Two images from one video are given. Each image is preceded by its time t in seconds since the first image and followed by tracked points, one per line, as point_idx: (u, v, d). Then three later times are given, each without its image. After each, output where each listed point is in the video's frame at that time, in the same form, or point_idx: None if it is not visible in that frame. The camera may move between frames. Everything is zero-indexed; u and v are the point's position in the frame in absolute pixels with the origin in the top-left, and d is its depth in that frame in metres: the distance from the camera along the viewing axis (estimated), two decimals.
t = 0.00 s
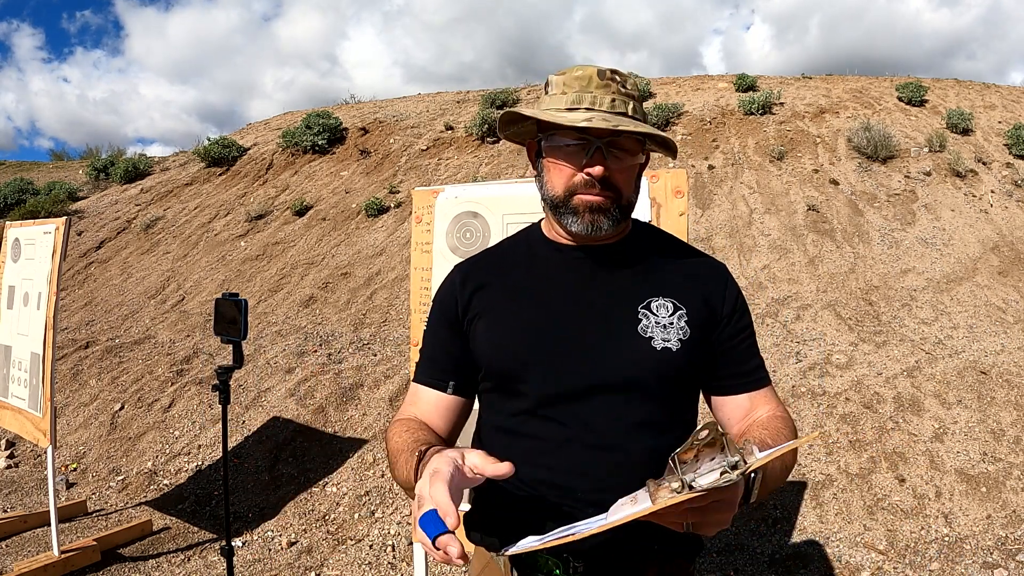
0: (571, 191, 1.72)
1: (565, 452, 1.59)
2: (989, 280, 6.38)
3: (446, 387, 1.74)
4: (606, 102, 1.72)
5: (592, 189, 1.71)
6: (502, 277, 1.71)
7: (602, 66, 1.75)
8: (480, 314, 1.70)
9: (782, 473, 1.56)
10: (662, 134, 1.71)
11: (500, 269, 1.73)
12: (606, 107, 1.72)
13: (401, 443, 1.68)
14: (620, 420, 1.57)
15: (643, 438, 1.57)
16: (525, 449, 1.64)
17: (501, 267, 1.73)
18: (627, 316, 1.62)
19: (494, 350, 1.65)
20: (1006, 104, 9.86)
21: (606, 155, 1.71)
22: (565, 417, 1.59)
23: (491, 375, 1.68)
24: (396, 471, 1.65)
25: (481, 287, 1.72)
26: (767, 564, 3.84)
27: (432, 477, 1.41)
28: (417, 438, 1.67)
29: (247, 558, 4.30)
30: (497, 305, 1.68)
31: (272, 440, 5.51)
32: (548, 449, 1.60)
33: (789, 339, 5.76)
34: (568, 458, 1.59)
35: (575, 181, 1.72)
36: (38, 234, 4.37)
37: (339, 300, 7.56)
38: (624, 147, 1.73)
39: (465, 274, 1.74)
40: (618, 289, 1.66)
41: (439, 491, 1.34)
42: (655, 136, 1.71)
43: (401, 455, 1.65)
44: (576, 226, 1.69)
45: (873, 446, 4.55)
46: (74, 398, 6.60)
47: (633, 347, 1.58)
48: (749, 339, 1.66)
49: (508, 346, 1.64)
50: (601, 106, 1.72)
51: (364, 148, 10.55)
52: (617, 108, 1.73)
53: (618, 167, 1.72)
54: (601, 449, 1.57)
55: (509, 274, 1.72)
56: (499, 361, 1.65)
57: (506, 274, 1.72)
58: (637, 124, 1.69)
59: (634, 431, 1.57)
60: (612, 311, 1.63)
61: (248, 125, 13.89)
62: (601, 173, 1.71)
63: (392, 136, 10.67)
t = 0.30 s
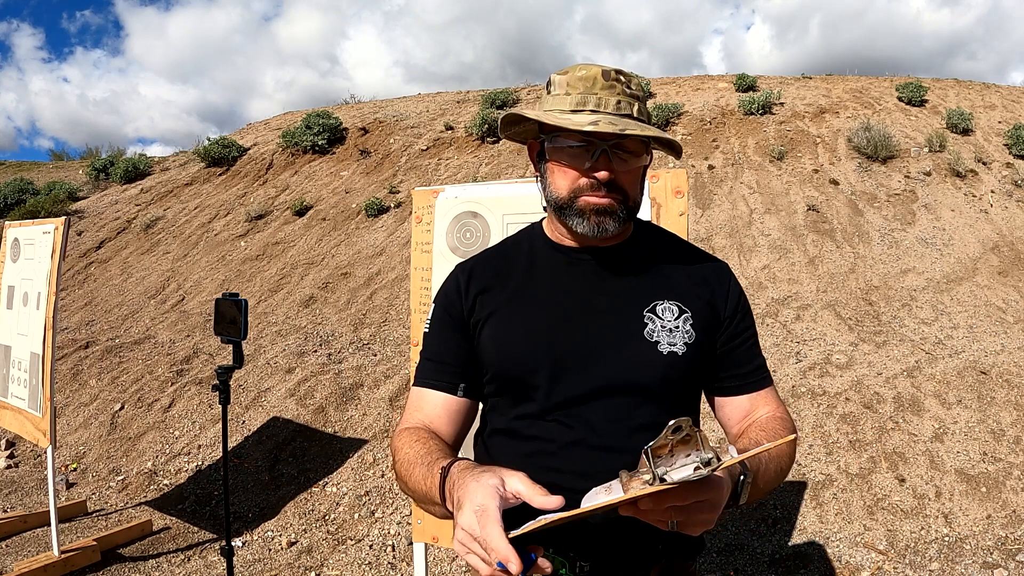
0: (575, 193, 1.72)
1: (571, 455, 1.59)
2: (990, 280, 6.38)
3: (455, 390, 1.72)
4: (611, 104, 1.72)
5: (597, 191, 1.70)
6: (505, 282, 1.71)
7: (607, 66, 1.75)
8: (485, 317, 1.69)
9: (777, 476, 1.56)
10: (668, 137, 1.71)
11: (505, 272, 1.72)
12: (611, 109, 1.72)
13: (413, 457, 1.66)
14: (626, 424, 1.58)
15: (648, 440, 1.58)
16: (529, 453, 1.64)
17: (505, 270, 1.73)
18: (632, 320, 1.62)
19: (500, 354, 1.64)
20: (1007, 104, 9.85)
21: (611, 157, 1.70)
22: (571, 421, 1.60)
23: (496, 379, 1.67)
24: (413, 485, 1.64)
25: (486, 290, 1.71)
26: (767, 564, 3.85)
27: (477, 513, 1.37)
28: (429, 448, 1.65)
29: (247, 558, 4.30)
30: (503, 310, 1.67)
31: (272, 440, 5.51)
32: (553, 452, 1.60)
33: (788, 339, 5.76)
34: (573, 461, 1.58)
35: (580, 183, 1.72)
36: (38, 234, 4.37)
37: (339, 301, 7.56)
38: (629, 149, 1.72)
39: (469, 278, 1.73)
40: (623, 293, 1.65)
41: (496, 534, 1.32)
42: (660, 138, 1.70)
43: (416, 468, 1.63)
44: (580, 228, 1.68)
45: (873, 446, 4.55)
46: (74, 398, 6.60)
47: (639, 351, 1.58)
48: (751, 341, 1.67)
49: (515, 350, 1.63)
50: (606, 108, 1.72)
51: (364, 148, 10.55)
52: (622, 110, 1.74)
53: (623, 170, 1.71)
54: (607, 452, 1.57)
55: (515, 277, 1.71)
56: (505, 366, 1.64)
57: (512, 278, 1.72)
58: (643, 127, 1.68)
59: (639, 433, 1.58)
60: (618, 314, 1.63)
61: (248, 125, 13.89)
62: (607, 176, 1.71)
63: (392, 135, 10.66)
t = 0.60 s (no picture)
0: (571, 193, 1.72)
1: (570, 456, 1.59)
2: (989, 280, 6.38)
3: (455, 392, 1.72)
4: (605, 102, 1.72)
5: (593, 190, 1.70)
6: (504, 283, 1.71)
7: (600, 65, 1.75)
8: (484, 319, 1.69)
9: (775, 477, 1.56)
10: (663, 135, 1.70)
11: (503, 274, 1.72)
12: (605, 107, 1.72)
13: (412, 463, 1.66)
14: (624, 424, 1.58)
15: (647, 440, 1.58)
16: (529, 453, 1.64)
17: (505, 271, 1.73)
18: (631, 320, 1.62)
19: (499, 355, 1.64)
20: (1007, 104, 9.85)
21: (606, 156, 1.70)
22: (571, 421, 1.60)
23: (496, 380, 1.67)
24: (412, 491, 1.64)
25: (485, 292, 1.71)
26: (767, 564, 3.85)
27: (466, 518, 1.39)
28: (429, 453, 1.65)
29: (247, 558, 4.31)
30: (501, 311, 1.67)
31: (272, 440, 5.51)
32: (552, 453, 1.60)
33: (788, 339, 5.76)
34: (573, 462, 1.58)
35: (575, 183, 1.72)
36: (38, 233, 4.37)
37: (338, 301, 7.56)
38: (624, 148, 1.72)
39: (468, 279, 1.73)
40: (622, 293, 1.65)
41: (488, 534, 1.34)
42: (655, 136, 1.70)
43: (416, 475, 1.63)
44: (577, 227, 1.68)
45: (873, 446, 4.55)
46: (74, 398, 6.60)
47: (638, 351, 1.58)
48: (751, 341, 1.66)
49: (513, 351, 1.63)
50: (599, 107, 1.72)
51: (364, 148, 10.55)
52: (616, 108, 1.74)
53: (619, 168, 1.71)
54: (606, 453, 1.57)
55: (514, 279, 1.71)
56: (503, 367, 1.64)
57: (511, 280, 1.71)
58: (638, 125, 1.68)
59: (638, 433, 1.58)
60: (616, 315, 1.63)
61: (248, 125, 13.89)
62: (601, 175, 1.70)
63: (392, 136, 10.66)
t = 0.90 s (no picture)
0: (562, 194, 1.71)
1: (567, 456, 1.59)
2: (989, 280, 6.38)
3: (452, 393, 1.72)
4: (594, 103, 1.72)
5: (583, 191, 1.69)
6: (500, 284, 1.71)
7: (590, 66, 1.75)
8: (479, 320, 1.69)
9: (773, 475, 1.56)
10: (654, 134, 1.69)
11: (499, 275, 1.72)
12: (594, 108, 1.72)
13: (407, 465, 1.66)
14: (621, 423, 1.58)
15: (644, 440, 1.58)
16: (525, 454, 1.64)
17: (500, 273, 1.73)
18: (625, 320, 1.62)
19: (494, 356, 1.65)
20: (1007, 104, 9.85)
21: (596, 156, 1.69)
22: (568, 421, 1.60)
23: (492, 381, 1.67)
24: (407, 492, 1.64)
25: (480, 293, 1.71)
26: (767, 564, 3.85)
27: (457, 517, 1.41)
28: (424, 454, 1.65)
29: (247, 558, 4.31)
30: (496, 313, 1.68)
31: (272, 440, 5.51)
32: (549, 453, 1.61)
33: (788, 339, 5.76)
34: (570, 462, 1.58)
35: (565, 183, 1.71)
36: (37, 233, 4.37)
37: (339, 301, 7.56)
38: (615, 147, 1.71)
39: (463, 281, 1.73)
40: (617, 293, 1.65)
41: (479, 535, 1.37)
42: (646, 136, 1.69)
43: (410, 478, 1.63)
44: (568, 229, 1.68)
45: (873, 446, 4.55)
46: (74, 398, 6.60)
47: (632, 351, 1.58)
48: (747, 338, 1.66)
49: (509, 352, 1.63)
50: (589, 108, 1.71)
51: (364, 148, 10.55)
52: (606, 109, 1.73)
53: (609, 168, 1.70)
54: (603, 453, 1.57)
55: (508, 281, 1.71)
56: (499, 368, 1.64)
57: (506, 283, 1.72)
58: (628, 126, 1.67)
59: (635, 433, 1.58)
60: (611, 314, 1.63)
61: (248, 125, 13.89)
62: (592, 175, 1.70)
63: (392, 136, 10.66)
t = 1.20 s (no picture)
0: (558, 194, 1.71)
1: (564, 457, 1.59)
2: (989, 280, 6.38)
3: (448, 392, 1.72)
4: (590, 102, 1.71)
5: (579, 191, 1.70)
6: (495, 284, 1.71)
7: (586, 66, 1.75)
8: (475, 319, 1.69)
9: (770, 475, 1.56)
10: (650, 133, 1.69)
11: (495, 274, 1.73)
12: (590, 107, 1.72)
13: (402, 461, 1.66)
14: (618, 423, 1.58)
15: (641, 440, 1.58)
16: (522, 454, 1.64)
17: (496, 273, 1.73)
18: (622, 320, 1.62)
19: (489, 356, 1.65)
20: (1007, 104, 9.85)
21: (592, 156, 1.69)
22: (565, 421, 1.60)
23: (487, 381, 1.67)
24: (404, 489, 1.63)
25: (476, 292, 1.71)
26: (767, 564, 3.84)
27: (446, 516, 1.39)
28: (421, 452, 1.65)
29: (247, 558, 4.31)
30: (492, 312, 1.68)
31: (272, 440, 5.51)
32: (546, 454, 1.60)
33: (788, 339, 5.76)
34: (566, 462, 1.58)
35: (562, 184, 1.71)
36: (37, 233, 4.37)
37: (339, 301, 7.56)
38: (611, 147, 1.71)
39: (459, 280, 1.73)
40: (613, 293, 1.65)
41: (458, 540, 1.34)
42: (641, 136, 1.70)
43: (405, 475, 1.63)
44: (564, 230, 1.68)
45: (874, 446, 4.55)
46: (74, 398, 6.60)
47: (628, 352, 1.59)
48: (744, 338, 1.66)
49: (504, 352, 1.63)
50: (584, 107, 1.71)
51: (364, 148, 10.55)
52: (601, 109, 1.73)
53: (605, 168, 1.70)
54: (600, 453, 1.57)
55: (504, 280, 1.71)
56: (494, 368, 1.64)
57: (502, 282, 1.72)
58: (623, 125, 1.67)
59: (631, 434, 1.58)
60: (607, 314, 1.63)
61: (248, 125, 13.90)
62: (588, 175, 1.70)
63: (392, 135, 10.66)
